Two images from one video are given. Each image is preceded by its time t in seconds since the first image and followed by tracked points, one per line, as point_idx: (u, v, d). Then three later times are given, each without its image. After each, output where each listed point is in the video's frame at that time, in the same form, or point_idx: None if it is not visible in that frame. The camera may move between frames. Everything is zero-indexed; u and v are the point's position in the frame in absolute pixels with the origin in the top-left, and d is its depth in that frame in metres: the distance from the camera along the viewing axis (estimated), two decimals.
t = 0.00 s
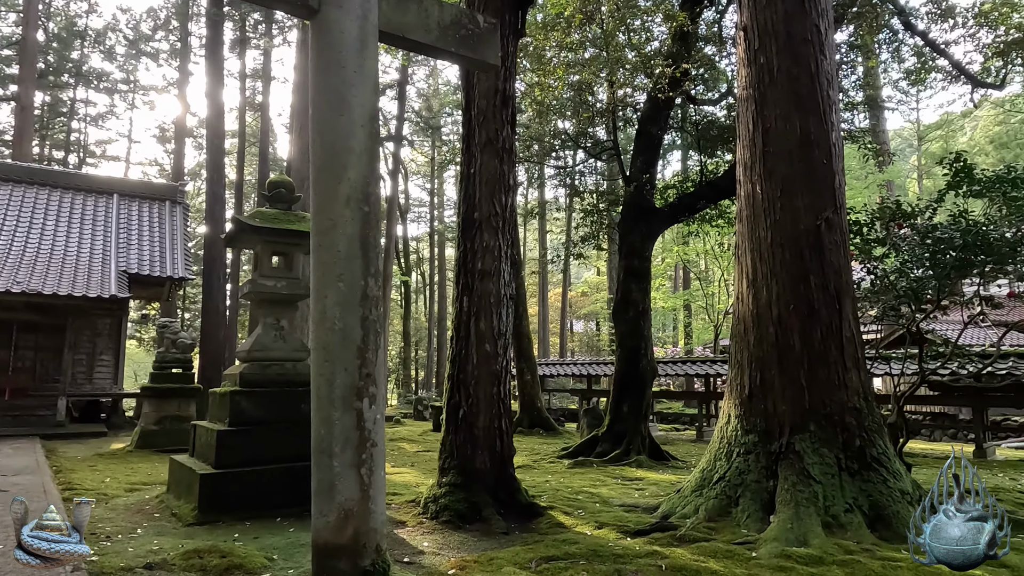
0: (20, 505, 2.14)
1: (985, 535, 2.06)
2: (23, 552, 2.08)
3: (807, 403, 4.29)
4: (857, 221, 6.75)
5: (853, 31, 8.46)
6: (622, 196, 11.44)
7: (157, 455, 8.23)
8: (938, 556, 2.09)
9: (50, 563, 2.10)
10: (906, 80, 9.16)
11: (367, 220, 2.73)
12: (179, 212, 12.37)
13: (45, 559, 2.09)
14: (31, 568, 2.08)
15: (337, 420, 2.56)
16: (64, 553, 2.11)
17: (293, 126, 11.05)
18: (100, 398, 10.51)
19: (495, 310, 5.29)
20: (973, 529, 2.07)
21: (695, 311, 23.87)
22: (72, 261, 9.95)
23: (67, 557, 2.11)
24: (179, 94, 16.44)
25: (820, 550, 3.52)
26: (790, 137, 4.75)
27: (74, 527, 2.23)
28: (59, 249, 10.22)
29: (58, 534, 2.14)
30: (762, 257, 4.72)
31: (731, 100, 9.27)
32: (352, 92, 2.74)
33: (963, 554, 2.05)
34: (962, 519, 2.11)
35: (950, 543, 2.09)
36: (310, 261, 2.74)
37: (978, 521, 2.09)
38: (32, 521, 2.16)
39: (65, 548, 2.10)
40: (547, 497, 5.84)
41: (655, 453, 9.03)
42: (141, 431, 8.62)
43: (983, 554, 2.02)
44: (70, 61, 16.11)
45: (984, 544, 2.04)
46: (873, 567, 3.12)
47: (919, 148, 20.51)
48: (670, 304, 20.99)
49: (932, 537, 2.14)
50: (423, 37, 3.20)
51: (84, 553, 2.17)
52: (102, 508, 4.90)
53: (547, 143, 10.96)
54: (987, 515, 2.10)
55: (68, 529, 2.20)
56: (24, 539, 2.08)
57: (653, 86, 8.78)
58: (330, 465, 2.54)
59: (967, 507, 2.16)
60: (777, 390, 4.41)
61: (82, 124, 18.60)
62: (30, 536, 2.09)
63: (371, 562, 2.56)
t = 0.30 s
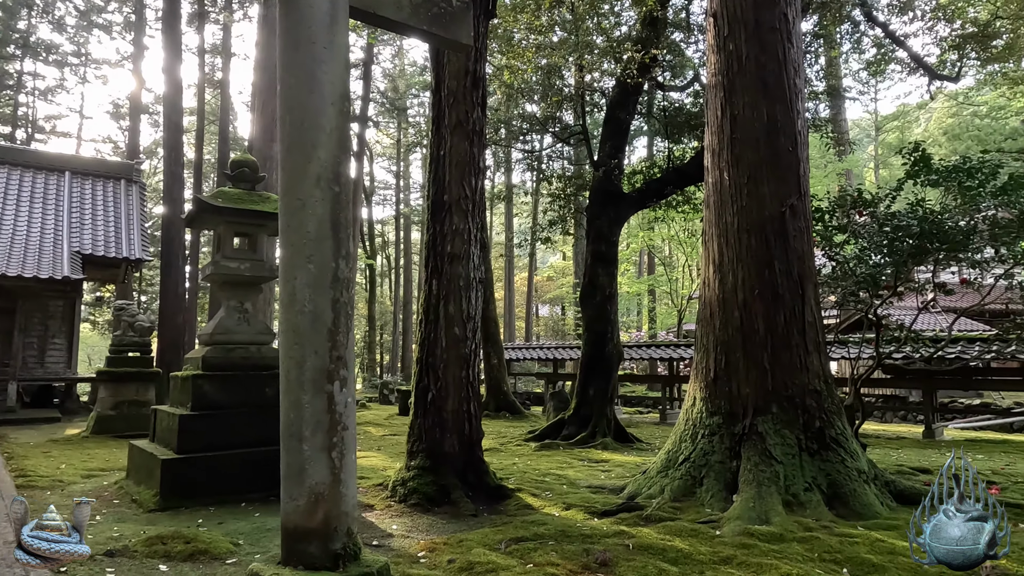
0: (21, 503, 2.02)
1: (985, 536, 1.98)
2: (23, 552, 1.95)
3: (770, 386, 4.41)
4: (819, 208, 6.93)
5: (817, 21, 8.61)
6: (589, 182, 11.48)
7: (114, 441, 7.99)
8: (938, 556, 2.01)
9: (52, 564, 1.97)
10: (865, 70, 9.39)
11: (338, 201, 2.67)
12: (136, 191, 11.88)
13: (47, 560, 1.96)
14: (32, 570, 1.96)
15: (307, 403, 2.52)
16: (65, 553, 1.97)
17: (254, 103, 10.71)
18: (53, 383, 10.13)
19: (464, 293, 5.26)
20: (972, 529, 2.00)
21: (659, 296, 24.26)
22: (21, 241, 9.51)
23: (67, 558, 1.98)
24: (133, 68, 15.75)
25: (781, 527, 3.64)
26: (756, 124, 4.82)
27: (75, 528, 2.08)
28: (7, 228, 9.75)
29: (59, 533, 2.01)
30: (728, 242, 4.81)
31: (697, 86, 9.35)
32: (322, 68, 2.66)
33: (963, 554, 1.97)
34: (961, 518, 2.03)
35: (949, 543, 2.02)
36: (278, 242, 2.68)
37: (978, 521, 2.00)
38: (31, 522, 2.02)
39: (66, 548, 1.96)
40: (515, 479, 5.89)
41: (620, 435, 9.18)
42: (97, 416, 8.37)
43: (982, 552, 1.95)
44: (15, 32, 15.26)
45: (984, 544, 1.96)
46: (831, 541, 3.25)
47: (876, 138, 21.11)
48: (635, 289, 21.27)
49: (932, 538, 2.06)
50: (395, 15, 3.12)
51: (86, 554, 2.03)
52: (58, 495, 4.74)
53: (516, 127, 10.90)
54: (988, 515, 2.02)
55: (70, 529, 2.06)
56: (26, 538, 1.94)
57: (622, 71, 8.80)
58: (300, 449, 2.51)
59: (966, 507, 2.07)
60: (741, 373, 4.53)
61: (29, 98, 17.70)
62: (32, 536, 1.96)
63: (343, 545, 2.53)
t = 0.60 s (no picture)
0: (22, 505, 2.22)
1: (985, 535, 2.13)
2: (23, 551, 2.19)
3: (733, 368, 4.53)
4: (782, 195, 7.10)
5: (780, 10, 8.74)
6: (556, 166, 11.49)
7: (66, 427, 7.71)
8: (939, 555, 2.17)
9: (52, 562, 2.22)
10: (826, 60, 9.60)
11: (305, 180, 2.60)
12: (87, 169, 11.34)
13: (47, 558, 2.21)
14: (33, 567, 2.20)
15: (274, 386, 2.47)
16: (64, 552, 2.22)
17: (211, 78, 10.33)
18: None
19: (431, 275, 5.22)
20: (973, 529, 2.14)
21: (622, 281, 24.57)
22: None
23: (67, 557, 2.23)
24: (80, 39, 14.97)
25: (742, 505, 3.75)
26: (723, 109, 4.89)
27: (73, 528, 2.35)
28: None
29: (58, 534, 2.26)
30: (694, 226, 4.89)
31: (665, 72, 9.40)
32: (288, 41, 2.57)
33: (963, 554, 2.12)
34: (962, 518, 2.18)
35: (949, 542, 2.17)
36: (242, 220, 2.60)
37: (978, 521, 2.15)
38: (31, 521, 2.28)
39: (65, 549, 2.21)
40: (482, 461, 5.92)
41: (585, 417, 9.31)
42: (48, 401, 8.09)
43: (982, 553, 2.10)
44: None
45: (984, 544, 2.11)
46: (790, 517, 3.36)
47: (834, 128, 21.67)
48: (599, 274, 21.47)
49: (932, 537, 2.21)
50: None
51: (84, 552, 2.30)
52: (7, 483, 4.56)
53: (483, 110, 10.80)
54: (987, 515, 2.17)
55: (68, 529, 2.32)
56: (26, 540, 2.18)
57: (590, 55, 8.78)
58: (267, 432, 2.46)
59: (966, 508, 2.22)
60: (705, 355, 4.63)
61: None
62: (32, 536, 2.20)
63: (311, 528, 2.50)
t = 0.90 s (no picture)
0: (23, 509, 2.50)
1: (984, 535, 2.00)
2: (25, 551, 2.46)
3: (695, 350, 4.62)
4: (744, 180, 7.26)
5: None
6: (521, 149, 11.43)
7: (9, 415, 7.36)
8: (938, 556, 2.03)
9: (50, 561, 2.50)
10: (785, 49, 9.77)
11: (266, 156, 2.51)
12: (30, 145, 10.77)
13: (46, 557, 2.49)
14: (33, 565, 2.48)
15: (234, 369, 2.40)
16: (64, 552, 2.52)
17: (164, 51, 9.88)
18: None
19: (395, 258, 5.13)
20: (973, 529, 2.00)
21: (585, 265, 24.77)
22: None
23: (67, 556, 2.52)
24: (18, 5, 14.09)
25: (703, 484, 3.85)
26: (688, 94, 4.93)
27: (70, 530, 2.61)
28: None
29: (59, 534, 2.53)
30: (659, 210, 4.94)
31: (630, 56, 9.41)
32: (247, 9, 2.46)
33: (963, 554, 1.99)
34: (962, 517, 2.04)
35: (949, 542, 2.03)
36: (200, 197, 2.50)
37: (978, 521, 2.01)
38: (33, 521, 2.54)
39: (65, 549, 2.50)
40: (446, 445, 5.91)
41: (548, 400, 9.38)
42: None
43: (983, 553, 1.97)
44: None
45: (984, 544, 1.98)
46: (749, 495, 3.47)
47: (791, 117, 22.17)
48: (562, 258, 21.57)
49: (932, 537, 2.07)
50: None
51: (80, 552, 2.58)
52: None
53: (448, 91, 10.63)
54: (987, 515, 2.04)
55: (65, 531, 2.58)
56: (27, 540, 2.44)
57: (556, 38, 8.72)
58: (226, 416, 2.39)
59: (966, 507, 2.07)
60: (668, 338, 4.71)
61: None
62: (33, 537, 2.47)
63: (273, 514, 2.45)
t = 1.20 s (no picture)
0: (21, 505, 2.10)
1: (985, 535, 1.78)
2: (24, 551, 2.07)
3: (660, 335, 4.67)
4: (708, 167, 7.37)
5: None
6: (485, 133, 11.31)
7: None
8: (937, 557, 1.80)
9: (51, 562, 2.09)
10: (746, 39, 9.91)
11: (222, 131, 2.37)
12: None
13: (46, 558, 2.08)
14: (32, 567, 2.07)
15: (189, 354, 2.28)
16: (66, 552, 2.10)
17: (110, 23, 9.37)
18: None
19: (358, 241, 5.00)
20: (974, 529, 1.79)
21: (547, 251, 24.84)
22: None
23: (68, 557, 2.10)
24: None
25: (667, 468, 3.90)
26: (655, 79, 4.93)
27: (73, 527, 2.18)
28: None
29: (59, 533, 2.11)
30: (625, 195, 4.95)
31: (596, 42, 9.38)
32: None
33: (963, 555, 1.77)
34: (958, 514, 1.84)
35: (949, 542, 1.81)
36: (150, 173, 2.35)
37: (978, 520, 1.80)
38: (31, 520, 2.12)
39: (67, 548, 2.08)
40: (410, 431, 5.84)
41: (512, 385, 9.38)
42: None
43: (982, 552, 1.76)
44: None
45: (985, 545, 1.76)
46: (713, 478, 3.55)
47: (749, 107, 22.63)
48: (524, 244, 21.58)
49: (931, 537, 1.85)
50: None
51: (84, 552, 2.16)
52: None
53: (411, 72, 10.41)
54: (988, 515, 1.83)
55: (69, 529, 2.16)
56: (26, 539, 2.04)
57: (521, 20, 8.61)
58: (181, 403, 2.27)
59: (965, 507, 1.87)
60: (634, 323, 4.74)
61: None
62: (30, 535, 2.07)
63: (232, 504, 2.35)
